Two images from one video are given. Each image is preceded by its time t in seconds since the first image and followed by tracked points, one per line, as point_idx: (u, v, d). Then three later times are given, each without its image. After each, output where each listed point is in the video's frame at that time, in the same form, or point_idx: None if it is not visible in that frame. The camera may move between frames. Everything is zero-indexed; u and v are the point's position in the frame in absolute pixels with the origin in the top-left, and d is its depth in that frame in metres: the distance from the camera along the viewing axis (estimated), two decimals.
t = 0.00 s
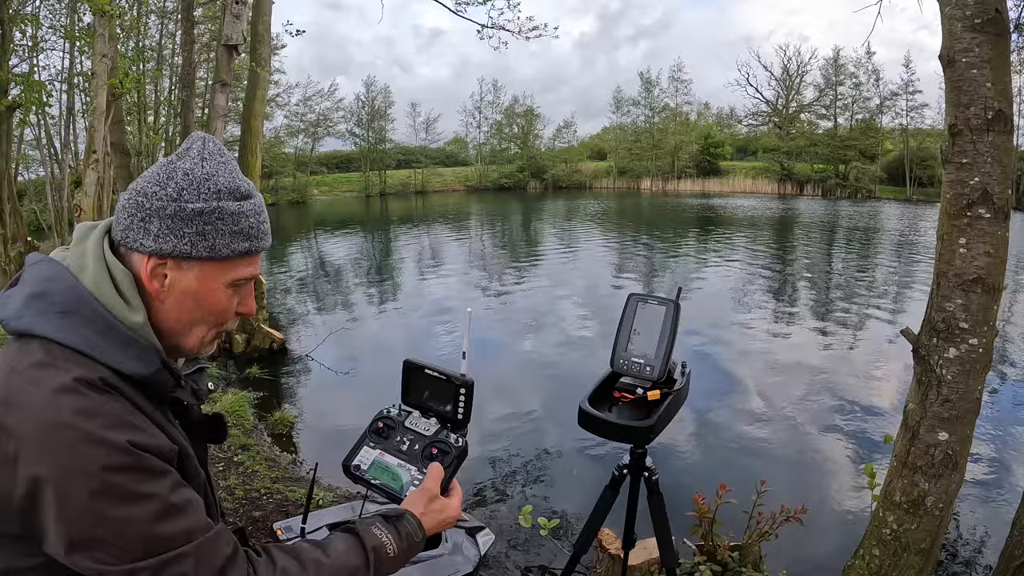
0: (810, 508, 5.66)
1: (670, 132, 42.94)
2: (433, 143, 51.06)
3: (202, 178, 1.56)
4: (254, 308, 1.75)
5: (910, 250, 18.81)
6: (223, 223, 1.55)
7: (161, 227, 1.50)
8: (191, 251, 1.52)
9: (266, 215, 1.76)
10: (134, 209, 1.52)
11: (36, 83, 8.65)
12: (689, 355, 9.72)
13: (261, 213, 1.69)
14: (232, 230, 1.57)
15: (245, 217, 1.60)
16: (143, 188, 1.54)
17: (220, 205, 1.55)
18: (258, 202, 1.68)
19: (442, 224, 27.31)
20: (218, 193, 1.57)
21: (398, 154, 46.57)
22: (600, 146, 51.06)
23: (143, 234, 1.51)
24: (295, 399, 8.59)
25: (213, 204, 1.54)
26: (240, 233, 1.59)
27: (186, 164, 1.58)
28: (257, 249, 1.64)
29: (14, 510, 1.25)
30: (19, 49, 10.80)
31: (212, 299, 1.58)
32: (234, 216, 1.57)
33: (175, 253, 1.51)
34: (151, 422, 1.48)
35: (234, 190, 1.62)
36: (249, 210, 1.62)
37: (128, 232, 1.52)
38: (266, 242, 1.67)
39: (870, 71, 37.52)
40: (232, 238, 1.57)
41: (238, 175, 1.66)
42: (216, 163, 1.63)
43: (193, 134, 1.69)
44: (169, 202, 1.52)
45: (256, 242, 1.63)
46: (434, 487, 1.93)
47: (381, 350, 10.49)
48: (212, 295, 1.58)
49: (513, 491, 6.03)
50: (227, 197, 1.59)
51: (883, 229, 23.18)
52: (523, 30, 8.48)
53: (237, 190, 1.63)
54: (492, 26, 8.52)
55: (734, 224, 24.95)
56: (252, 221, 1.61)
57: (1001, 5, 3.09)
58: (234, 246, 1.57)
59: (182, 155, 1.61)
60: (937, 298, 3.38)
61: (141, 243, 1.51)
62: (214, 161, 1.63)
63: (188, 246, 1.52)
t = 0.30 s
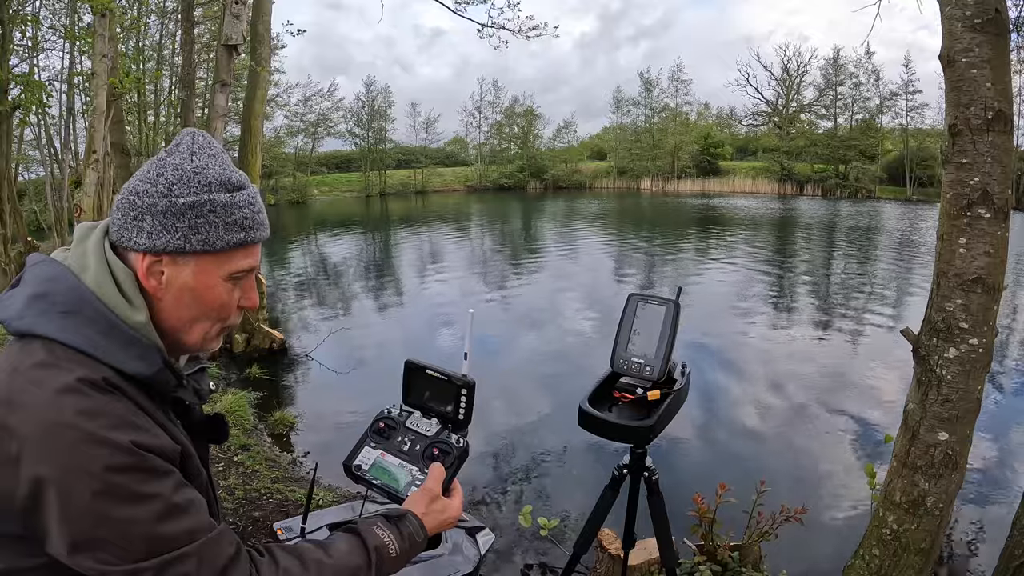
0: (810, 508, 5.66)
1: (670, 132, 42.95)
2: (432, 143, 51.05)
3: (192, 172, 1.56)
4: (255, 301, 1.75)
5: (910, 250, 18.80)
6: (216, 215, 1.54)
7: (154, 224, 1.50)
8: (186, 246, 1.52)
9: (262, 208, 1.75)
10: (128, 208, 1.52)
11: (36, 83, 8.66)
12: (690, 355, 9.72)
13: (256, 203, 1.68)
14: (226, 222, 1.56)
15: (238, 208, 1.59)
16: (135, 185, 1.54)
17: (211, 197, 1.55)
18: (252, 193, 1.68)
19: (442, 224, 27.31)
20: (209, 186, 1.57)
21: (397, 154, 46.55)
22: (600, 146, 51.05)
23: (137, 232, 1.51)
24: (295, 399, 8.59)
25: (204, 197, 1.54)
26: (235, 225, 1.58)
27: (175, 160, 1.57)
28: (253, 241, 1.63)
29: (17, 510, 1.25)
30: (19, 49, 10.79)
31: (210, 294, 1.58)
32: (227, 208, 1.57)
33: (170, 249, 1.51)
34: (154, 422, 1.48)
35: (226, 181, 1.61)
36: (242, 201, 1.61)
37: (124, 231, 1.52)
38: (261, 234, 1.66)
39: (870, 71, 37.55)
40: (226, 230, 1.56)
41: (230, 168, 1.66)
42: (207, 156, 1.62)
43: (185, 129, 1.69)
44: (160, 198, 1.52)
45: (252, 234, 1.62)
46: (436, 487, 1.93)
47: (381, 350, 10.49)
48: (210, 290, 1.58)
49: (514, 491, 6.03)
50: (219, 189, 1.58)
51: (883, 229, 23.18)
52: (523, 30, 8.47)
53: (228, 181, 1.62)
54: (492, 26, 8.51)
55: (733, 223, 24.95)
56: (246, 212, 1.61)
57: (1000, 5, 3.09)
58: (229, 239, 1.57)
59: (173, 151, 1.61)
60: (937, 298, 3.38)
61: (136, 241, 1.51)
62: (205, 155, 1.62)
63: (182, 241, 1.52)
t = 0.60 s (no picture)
0: (810, 508, 5.66)
1: (671, 132, 42.97)
2: (433, 143, 51.09)
3: (192, 172, 1.56)
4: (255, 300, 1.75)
5: (910, 250, 18.82)
6: (216, 215, 1.54)
7: (154, 223, 1.50)
8: (186, 245, 1.52)
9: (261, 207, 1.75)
10: (128, 207, 1.52)
11: (37, 83, 8.66)
12: (690, 355, 9.72)
13: (255, 203, 1.68)
14: (226, 221, 1.56)
15: (238, 208, 1.59)
16: (135, 185, 1.53)
17: (211, 197, 1.55)
18: (251, 192, 1.68)
19: (442, 224, 27.31)
20: (209, 185, 1.57)
21: (397, 154, 46.59)
22: (600, 146, 51.09)
23: (137, 232, 1.51)
24: (295, 399, 8.59)
25: (204, 197, 1.54)
26: (235, 224, 1.58)
27: (175, 159, 1.57)
28: (253, 240, 1.63)
29: (18, 510, 1.25)
30: (19, 49, 10.80)
31: (210, 293, 1.58)
32: (227, 207, 1.57)
33: (171, 249, 1.51)
34: (154, 421, 1.48)
35: (225, 181, 1.61)
36: (242, 200, 1.61)
37: (123, 231, 1.52)
38: (261, 233, 1.66)
39: (870, 71, 37.60)
40: (226, 229, 1.56)
41: (230, 168, 1.66)
42: (207, 156, 1.62)
43: (184, 129, 1.69)
44: (160, 198, 1.52)
45: (252, 233, 1.62)
46: (436, 486, 1.93)
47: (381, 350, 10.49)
48: (210, 289, 1.57)
49: (514, 491, 6.03)
50: (219, 188, 1.58)
51: (883, 229, 23.20)
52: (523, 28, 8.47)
53: (228, 181, 1.62)
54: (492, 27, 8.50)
55: (733, 223, 24.96)
56: (246, 211, 1.61)
57: (1000, 5, 3.09)
58: (229, 238, 1.57)
59: (172, 151, 1.61)
60: (937, 297, 3.38)
61: (136, 241, 1.51)
62: (205, 154, 1.62)
63: (182, 240, 1.51)
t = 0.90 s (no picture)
0: (811, 508, 5.66)
1: (670, 133, 42.99)
2: (433, 143, 51.11)
3: (210, 179, 1.56)
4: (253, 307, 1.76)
5: (910, 250, 18.83)
6: (229, 225, 1.55)
7: (167, 228, 1.50)
8: (198, 252, 1.52)
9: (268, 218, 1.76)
10: (140, 209, 1.51)
11: (37, 83, 8.66)
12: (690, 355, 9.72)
13: (265, 215, 1.69)
14: (238, 232, 1.57)
15: (250, 220, 1.60)
16: (150, 187, 1.53)
17: (227, 208, 1.56)
18: (262, 204, 1.69)
19: (442, 224, 27.31)
20: (226, 196, 1.57)
21: (397, 154, 46.61)
22: (600, 146, 51.11)
23: (150, 234, 1.50)
24: (295, 399, 8.59)
25: (220, 206, 1.55)
26: (245, 236, 1.59)
27: (194, 165, 1.57)
28: (260, 252, 1.65)
29: (18, 510, 1.25)
30: (19, 49, 10.79)
31: (215, 300, 1.58)
32: (241, 218, 1.58)
33: (182, 254, 1.51)
34: (153, 422, 1.48)
35: (241, 192, 1.62)
36: (254, 213, 1.63)
37: (134, 233, 1.52)
38: (268, 245, 1.68)
39: (870, 71, 37.64)
40: (237, 240, 1.57)
41: (245, 178, 1.67)
42: (223, 164, 1.62)
43: (198, 133, 1.68)
44: (176, 202, 1.51)
45: (259, 245, 1.64)
46: (436, 485, 1.93)
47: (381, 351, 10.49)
48: (215, 296, 1.58)
49: (514, 491, 6.03)
50: (234, 200, 1.59)
51: (883, 228, 23.21)
52: (523, 28, 8.47)
53: (243, 193, 1.63)
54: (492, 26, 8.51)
55: (733, 223, 24.97)
56: (257, 224, 1.62)
57: (1001, 5, 3.09)
58: (239, 249, 1.58)
59: (190, 155, 1.60)
60: (937, 298, 3.38)
61: (147, 243, 1.51)
62: (222, 163, 1.62)
63: (194, 246, 1.52)
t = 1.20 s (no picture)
0: (810, 508, 5.66)
1: (670, 133, 42.99)
2: (433, 143, 51.10)
3: (220, 195, 1.58)
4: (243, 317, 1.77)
5: (910, 250, 18.85)
6: (236, 240, 1.58)
7: (178, 238, 1.51)
8: (205, 263, 1.53)
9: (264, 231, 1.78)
10: (148, 217, 1.51)
11: (36, 82, 8.66)
12: (690, 354, 9.72)
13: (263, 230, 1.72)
14: (243, 247, 1.60)
15: (254, 236, 1.63)
16: (160, 196, 1.53)
17: (235, 223, 1.58)
18: (261, 220, 1.72)
19: (441, 224, 27.31)
20: (233, 211, 1.60)
21: (397, 154, 46.62)
22: (600, 146, 51.12)
23: (158, 243, 1.50)
24: (295, 399, 8.59)
25: (229, 221, 1.57)
26: (248, 251, 1.62)
27: (204, 178, 1.59)
28: (258, 266, 1.68)
29: (6, 514, 1.25)
30: (19, 49, 10.79)
31: (214, 309, 1.59)
32: (245, 233, 1.61)
33: (189, 264, 1.52)
34: (142, 423, 1.48)
35: (246, 208, 1.64)
36: (256, 229, 1.66)
37: (140, 241, 1.51)
38: (265, 258, 1.71)
39: (869, 71, 37.66)
40: (242, 254, 1.60)
41: (248, 194, 1.70)
42: (230, 180, 1.64)
43: (199, 146, 1.69)
44: (188, 215, 1.52)
45: (258, 259, 1.67)
46: (425, 484, 1.93)
47: (381, 351, 10.48)
48: (214, 305, 1.59)
49: (514, 491, 6.03)
50: (240, 215, 1.61)
51: (883, 228, 23.22)
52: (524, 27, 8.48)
53: (247, 208, 1.66)
54: (492, 26, 8.52)
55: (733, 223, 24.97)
56: (258, 240, 1.65)
57: (1001, 5, 3.09)
58: (243, 262, 1.60)
59: (198, 168, 1.61)
60: (937, 297, 3.38)
61: (155, 252, 1.51)
62: (228, 178, 1.65)
63: (203, 258, 1.53)
